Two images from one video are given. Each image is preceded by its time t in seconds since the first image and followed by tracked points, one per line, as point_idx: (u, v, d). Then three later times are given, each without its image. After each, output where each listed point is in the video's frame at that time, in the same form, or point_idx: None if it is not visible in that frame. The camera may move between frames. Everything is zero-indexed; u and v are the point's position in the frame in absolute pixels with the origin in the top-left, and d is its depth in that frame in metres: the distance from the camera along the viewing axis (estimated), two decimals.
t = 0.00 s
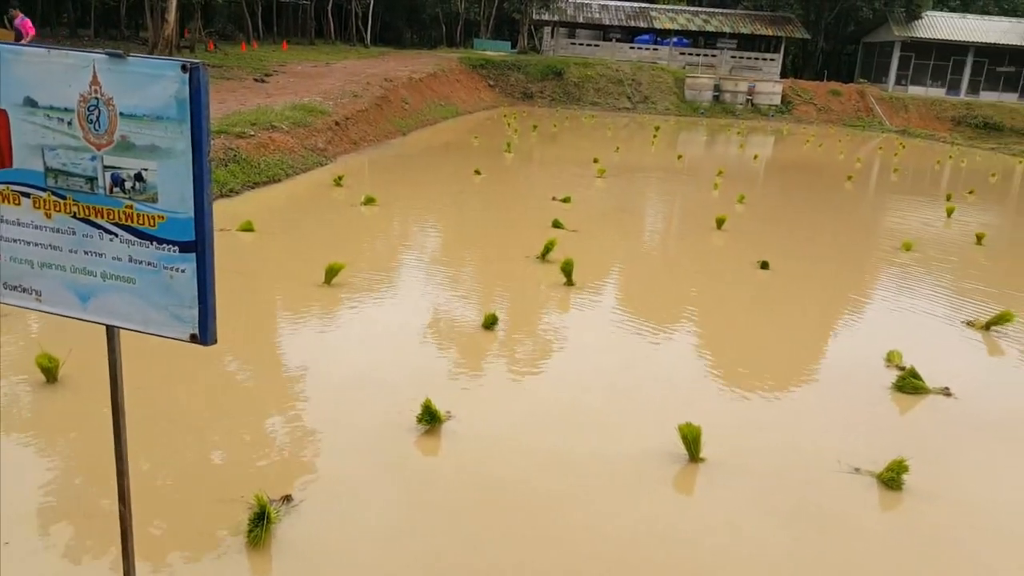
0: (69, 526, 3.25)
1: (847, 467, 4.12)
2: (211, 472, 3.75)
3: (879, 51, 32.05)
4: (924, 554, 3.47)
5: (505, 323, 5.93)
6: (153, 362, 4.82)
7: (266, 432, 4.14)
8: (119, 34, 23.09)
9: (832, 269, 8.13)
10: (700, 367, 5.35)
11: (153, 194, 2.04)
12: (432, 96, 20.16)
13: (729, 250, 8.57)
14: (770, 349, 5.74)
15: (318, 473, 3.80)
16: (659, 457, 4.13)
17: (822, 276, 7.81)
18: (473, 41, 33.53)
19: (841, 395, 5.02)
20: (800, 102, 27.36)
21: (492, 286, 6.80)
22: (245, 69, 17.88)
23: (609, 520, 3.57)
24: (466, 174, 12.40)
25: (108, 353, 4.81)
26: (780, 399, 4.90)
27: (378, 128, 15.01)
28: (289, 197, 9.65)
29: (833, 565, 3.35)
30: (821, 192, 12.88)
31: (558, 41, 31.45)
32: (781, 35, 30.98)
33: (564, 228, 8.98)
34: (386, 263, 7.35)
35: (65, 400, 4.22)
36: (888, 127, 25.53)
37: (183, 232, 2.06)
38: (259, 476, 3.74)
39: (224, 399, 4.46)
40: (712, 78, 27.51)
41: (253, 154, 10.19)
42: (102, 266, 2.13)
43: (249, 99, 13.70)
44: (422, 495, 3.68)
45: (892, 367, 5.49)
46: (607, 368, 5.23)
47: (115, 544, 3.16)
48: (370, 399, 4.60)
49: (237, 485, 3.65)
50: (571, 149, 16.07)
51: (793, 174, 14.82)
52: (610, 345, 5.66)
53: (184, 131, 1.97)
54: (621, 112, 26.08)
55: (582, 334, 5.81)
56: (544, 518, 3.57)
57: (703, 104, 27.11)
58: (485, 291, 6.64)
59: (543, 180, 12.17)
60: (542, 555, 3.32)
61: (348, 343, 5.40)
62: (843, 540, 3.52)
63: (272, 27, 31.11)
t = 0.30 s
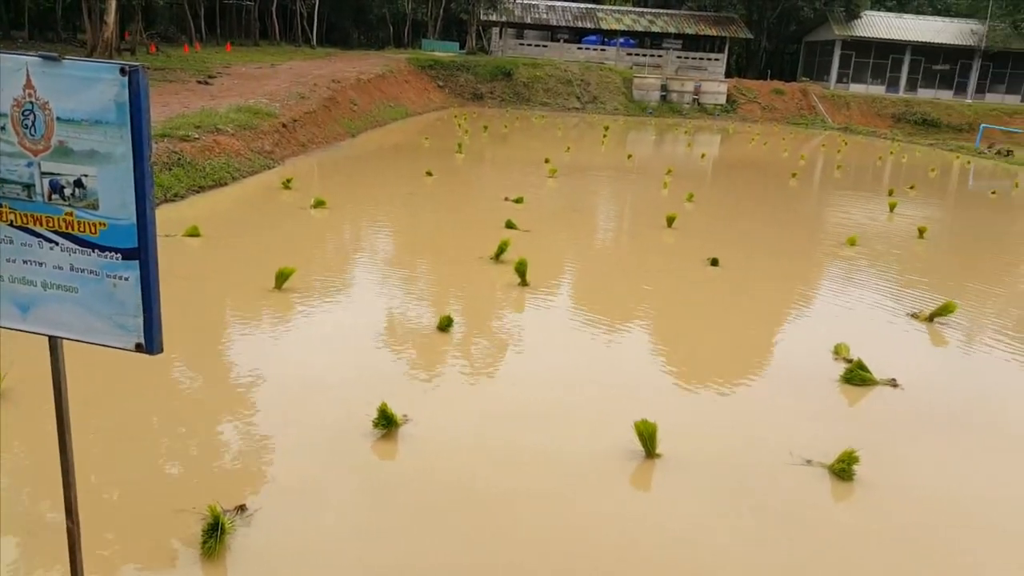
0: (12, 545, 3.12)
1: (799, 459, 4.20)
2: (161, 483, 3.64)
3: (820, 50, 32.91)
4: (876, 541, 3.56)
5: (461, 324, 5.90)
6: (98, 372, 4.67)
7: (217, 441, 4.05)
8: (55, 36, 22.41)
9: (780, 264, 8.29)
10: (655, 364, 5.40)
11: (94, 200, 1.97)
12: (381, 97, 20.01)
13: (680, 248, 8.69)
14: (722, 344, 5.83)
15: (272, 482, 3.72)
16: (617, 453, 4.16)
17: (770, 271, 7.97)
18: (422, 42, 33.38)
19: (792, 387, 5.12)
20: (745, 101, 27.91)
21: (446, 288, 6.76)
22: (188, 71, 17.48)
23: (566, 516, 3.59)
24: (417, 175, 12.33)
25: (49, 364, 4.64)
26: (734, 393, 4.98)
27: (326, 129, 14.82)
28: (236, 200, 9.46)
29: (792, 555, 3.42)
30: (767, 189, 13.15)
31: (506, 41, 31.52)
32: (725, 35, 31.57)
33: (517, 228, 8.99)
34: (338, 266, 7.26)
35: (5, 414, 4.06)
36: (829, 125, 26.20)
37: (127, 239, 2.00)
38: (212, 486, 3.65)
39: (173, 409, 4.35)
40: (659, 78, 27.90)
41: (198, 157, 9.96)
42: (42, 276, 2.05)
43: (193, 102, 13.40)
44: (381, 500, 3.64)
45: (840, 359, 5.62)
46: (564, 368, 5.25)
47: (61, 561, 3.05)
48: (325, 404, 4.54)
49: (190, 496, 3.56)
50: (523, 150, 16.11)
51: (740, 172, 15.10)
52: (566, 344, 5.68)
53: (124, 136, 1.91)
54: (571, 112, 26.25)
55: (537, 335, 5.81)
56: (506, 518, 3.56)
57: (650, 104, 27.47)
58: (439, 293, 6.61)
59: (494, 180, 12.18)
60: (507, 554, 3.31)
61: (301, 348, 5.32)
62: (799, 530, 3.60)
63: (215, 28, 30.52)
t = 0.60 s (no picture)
0: None
1: (767, 457, 4.26)
2: (126, 489, 3.59)
3: (787, 53, 33.40)
4: (845, 536, 3.63)
5: (432, 326, 5.90)
6: (60, 377, 4.59)
7: (184, 447, 4.00)
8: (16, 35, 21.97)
9: (747, 264, 8.39)
10: (624, 364, 5.44)
11: (56, 203, 1.94)
12: (350, 98, 19.88)
13: (650, 248, 8.75)
14: (692, 343, 5.89)
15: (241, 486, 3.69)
16: (588, 453, 4.19)
17: (738, 271, 8.06)
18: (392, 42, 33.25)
19: (759, 386, 5.19)
20: (713, 103, 28.21)
21: (417, 290, 6.73)
22: (154, 72, 17.23)
23: (540, 517, 3.61)
24: (387, 177, 12.27)
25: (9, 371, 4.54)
26: (702, 392, 5.03)
27: (294, 130, 14.70)
28: (203, 203, 9.34)
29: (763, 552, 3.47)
30: (736, 190, 13.30)
31: (477, 43, 31.53)
32: (693, 38, 31.88)
33: (487, 229, 8.98)
34: (307, 269, 7.21)
35: None
36: (796, 126, 26.58)
37: (93, 242, 1.97)
38: (179, 491, 3.61)
39: (139, 414, 4.29)
40: (629, 80, 28.12)
41: (164, 159, 9.82)
42: (2, 280, 2.02)
43: (159, 103, 13.22)
44: (354, 503, 3.62)
45: (806, 357, 5.72)
46: (537, 368, 5.27)
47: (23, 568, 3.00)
48: (295, 408, 4.50)
49: (156, 502, 3.51)
50: (494, 151, 16.13)
51: (709, 173, 15.27)
52: (537, 345, 5.70)
53: (88, 138, 1.89)
54: (541, 113, 26.32)
55: (509, 336, 5.83)
56: (480, 519, 3.57)
57: (620, 106, 27.66)
58: (410, 295, 6.58)
59: (466, 182, 12.18)
60: (481, 556, 3.32)
61: (270, 352, 5.28)
62: (769, 526, 3.65)
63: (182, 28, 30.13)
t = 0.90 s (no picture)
0: None
1: (734, 453, 4.31)
2: (88, 495, 3.52)
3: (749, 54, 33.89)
4: (813, 528, 3.68)
5: (400, 327, 5.86)
6: (17, 383, 4.47)
7: (147, 452, 3.93)
8: None
9: (712, 263, 8.48)
10: (593, 363, 5.47)
11: (11, 207, 1.90)
12: (313, 98, 19.69)
13: (616, 248, 8.81)
14: (658, 341, 5.94)
15: (206, 492, 3.64)
16: (557, 453, 4.20)
17: (703, 270, 8.15)
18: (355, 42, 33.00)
19: (725, 383, 5.26)
20: (676, 104, 28.50)
21: (383, 292, 6.69)
22: (111, 72, 16.88)
23: (511, 518, 3.60)
24: (352, 178, 12.17)
25: None
26: (670, 390, 5.08)
27: (257, 131, 14.51)
28: (164, 205, 9.17)
29: (733, 547, 3.50)
30: (700, 190, 13.43)
31: (441, 43, 31.47)
32: (656, 39, 32.18)
33: (454, 230, 8.96)
34: (272, 271, 7.13)
35: None
36: (758, 127, 26.97)
37: (49, 245, 1.93)
38: (143, 498, 3.54)
39: (100, 420, 4.21)
40: (593, 81, 28.28)
41: (123, 161, 9.64)
42: None
43: (117, 103, 12.96)
44: (321, 508, 3.58)
45: (771, 354, 5.80)
46: (505, 368, 5.28)
47: None
48: (261, 412, 4.45)
49: (119, 509, 3.45)
50: (460, 152, 16.10)
51: (673, 173, 15.42)
52: (505, 345, 5.70)
53: (43, 140, 1.84)
54: (506, 114, 26.34)
55: (477, 336, 5.82)
56: (451, 521, 3.56)
57: (585, 106, 27.81)
58: (377, 297, 6.53)
59: (432, 182, 12.14)
60: (453, 558, 3.30)
61: (235, 355, 5.21)
62: (737, 522, 3.69)
63: (140, 28, 29.58)
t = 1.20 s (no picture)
0: None
1: (683, 446, 4.37)
2: (28, 508, 3.42)
3: (694, 54, 34.47)
4: (764, 515, 3.76)
5: (350, 329, 5.80)
6: None
7: (89, 460, 3.83)
8: None
9: (661, 259, 8.60)
10: (545, 360, 5.50)
11: None
12: (259, 97, 19.36)
13: (566, 246, 8.87)
14: (610, 338, 6.01)
15: (153, 502, 3.56)
16: (510, 451, 4.21)
17: (652, 266, 8.26)
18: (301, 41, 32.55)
19: (675, 377, 5.34)
20: (624, 103, 28.82)
21: (333, 293, 6.62)
22: (46, 71, 16.33)
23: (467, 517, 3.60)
24: (299, 178, 12.00)
25: None
26: (621, 385, 5.14)
27: (200, 131, 14.21)
28: (104, 208, 8.92)
29: (684, 538, 3.56)
30: (649, 188, 13.60)
31: (389, 42, 31.26)
32: (603, 38, 32.49)
33: (404, 230, 8.91)
34: (217, 273, 6.99)
35: None
36: (704, 125, 27.43)
37: None
38: (86, 508, 3.46)
39: (39, 429, 4.08)
40: (542, 80, 28.42)
41: (61, 163, 9.34)
42: None
43: (53, 103, 12.56)
44: (272, 514, 3.53)
45: (718, 348, 5.91)
46: (458, 368, 5.27)
47: None
48: (208, 418, 4.37)
49: (60, 521, 3.36)
50: (409, 151, 16.02)
51: (622, 171, 15.60)
52: (457, 344, 5.70)
53: None
54: (455, 112, 26.27)
55: (429, 337, 5.80)
56: (406, 522, 3.54)
57: (534, 105, 27.92)
58: (326, 299, 6.46)
59: (381, 182, 12.05)
60: (409, 560, 3.29)
61: (181, 360, 5.10)
62: (687, 513, 3.75)
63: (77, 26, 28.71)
